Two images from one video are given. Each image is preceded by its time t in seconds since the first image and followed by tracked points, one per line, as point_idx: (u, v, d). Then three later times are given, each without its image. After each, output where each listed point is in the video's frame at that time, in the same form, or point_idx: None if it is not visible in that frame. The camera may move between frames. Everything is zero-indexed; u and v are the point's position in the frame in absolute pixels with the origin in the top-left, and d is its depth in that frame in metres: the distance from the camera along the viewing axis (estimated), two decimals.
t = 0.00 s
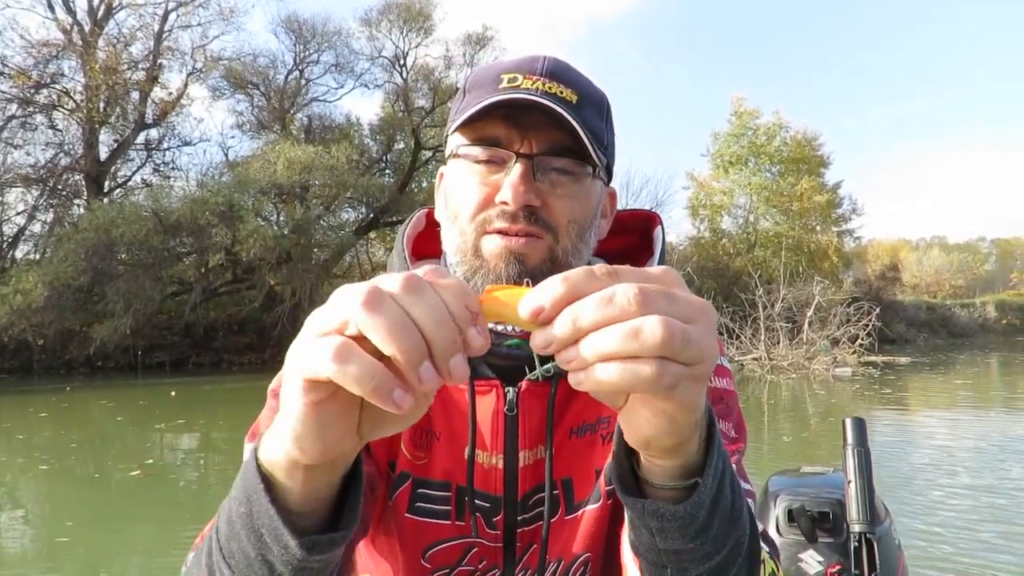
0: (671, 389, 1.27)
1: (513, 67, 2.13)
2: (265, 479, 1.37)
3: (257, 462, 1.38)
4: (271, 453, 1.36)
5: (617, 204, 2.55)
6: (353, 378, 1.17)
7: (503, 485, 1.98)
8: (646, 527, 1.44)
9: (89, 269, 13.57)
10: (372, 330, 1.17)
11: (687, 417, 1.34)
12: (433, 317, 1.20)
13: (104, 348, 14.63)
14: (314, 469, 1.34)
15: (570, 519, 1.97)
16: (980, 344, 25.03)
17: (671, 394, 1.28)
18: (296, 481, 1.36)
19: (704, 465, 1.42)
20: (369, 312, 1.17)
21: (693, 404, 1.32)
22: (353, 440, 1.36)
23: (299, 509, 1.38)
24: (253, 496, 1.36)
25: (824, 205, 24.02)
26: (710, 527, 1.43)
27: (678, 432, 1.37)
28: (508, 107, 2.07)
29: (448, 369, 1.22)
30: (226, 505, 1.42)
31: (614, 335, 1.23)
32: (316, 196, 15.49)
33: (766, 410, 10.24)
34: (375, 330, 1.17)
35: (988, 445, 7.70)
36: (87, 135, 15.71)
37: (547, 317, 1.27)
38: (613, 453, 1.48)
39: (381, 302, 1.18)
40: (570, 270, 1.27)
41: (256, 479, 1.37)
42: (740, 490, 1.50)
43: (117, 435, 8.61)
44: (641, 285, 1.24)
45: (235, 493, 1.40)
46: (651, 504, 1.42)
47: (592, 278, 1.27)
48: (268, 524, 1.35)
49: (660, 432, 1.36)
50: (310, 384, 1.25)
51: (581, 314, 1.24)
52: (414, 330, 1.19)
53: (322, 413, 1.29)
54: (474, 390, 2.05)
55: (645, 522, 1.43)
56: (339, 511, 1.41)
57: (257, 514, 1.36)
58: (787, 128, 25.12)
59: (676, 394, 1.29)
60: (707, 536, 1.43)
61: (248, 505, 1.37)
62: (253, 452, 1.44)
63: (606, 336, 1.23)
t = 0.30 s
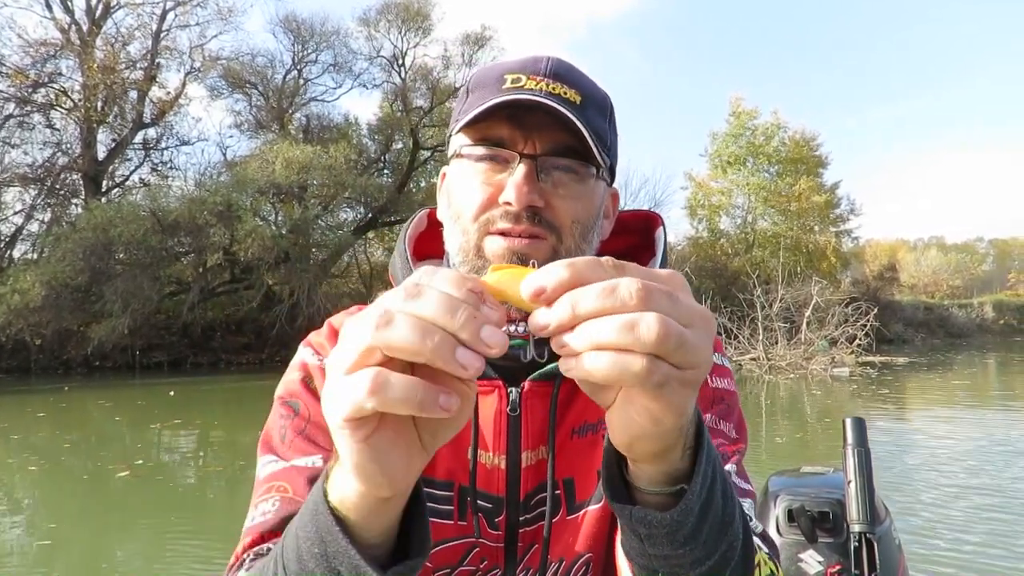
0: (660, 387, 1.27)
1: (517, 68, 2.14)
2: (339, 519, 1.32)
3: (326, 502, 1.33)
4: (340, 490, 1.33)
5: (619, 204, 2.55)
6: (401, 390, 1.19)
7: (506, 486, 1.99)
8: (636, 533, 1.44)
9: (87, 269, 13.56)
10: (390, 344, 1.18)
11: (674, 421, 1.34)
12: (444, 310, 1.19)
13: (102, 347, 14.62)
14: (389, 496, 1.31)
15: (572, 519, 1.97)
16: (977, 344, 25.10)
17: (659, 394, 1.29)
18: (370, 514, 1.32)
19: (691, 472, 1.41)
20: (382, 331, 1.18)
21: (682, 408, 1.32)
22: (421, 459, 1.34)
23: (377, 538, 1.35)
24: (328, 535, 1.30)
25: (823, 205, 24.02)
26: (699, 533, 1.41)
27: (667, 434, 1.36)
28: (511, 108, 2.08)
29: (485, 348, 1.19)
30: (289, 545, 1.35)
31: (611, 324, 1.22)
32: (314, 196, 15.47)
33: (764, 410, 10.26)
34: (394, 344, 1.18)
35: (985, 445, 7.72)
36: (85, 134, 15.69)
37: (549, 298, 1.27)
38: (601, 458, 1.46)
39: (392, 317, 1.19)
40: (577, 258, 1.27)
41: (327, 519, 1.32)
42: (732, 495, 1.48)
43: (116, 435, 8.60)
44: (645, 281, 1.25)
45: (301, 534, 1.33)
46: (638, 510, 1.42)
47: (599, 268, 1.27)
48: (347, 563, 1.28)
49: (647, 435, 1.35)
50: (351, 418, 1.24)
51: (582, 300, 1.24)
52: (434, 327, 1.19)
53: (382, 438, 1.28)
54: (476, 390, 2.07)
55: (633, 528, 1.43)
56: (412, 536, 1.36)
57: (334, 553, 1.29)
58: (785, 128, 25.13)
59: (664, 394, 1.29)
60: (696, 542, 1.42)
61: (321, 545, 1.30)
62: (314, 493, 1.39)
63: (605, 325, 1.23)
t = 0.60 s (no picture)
0: (636, 397, 1.27)
1: (518, 69, 2.14)
2: (401, 539, 1.31)
3: (386, 523, 1.32)
4: (396, 513, 1.32)
5: (619, 205, 2.55)
6: (438, 400, 1.17)
7: (507, 487, 2.00)
8: (618, 542, 1.43)
9: (85, 269, 13.53)
10: (407, 364, 1.17)
11: (653, 431, 1.33)
12: (448, 311, 1.18)
13: (99, 348, 14.62)
14: (450, 505, 1.30)
15: (573, 519, 1.98)
16: (974, 344, 25.15)
17: (635, 404, 1.28)
18: (434, 526, 1.32)
19: (670, 479, 1.40)
20: (396, 355, 1.17)
21: (659, 420, 1.31)
22: (470, 459, 1.35)
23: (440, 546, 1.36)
24: (390, 554, 1.29)
25: (821, 206, 24.04)
26: (682, 539, 1.40)
27: (645, 444, 1.35)
28: (513, 109, 2.08)
29: (499, 331, 1.17)
30: (341, 564, 1.34)
31: (596, 330, 1.21)
32: (312, 196, 15.45)
33: (762, 409, 10.27)
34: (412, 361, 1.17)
35: (983, 445, 7.73)
36: (82, 134, 15.70)
37: (539, 296, 1.26)
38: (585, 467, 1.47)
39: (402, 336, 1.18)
40: (572, 258, 1.25)
41: (389, 542, 1.30)
42: (717, 500, 1.47)
43: (113, 436, 8.59)
44: (633, 289, 1.23)
45: (359, 553, 1.31)
46: (618, 519, 1.42)
47: (591, 271, 1.26)
48: None
49: (625, 440, 1.34)
50: (389, 449, 1.21)
51: (569, 303, 1.22)
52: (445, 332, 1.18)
53: (427, 455, 1.27)
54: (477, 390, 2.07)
55: (614, 537, 1.43)
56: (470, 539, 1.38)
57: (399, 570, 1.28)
58: (784, 128, 25.14)
59: (640, 405, 1.28)
60: (680, 549, 1.40)
61: (383, 563, 1.29)
62: (362, 512, 1.38)
63: (590, 329, 1.21)
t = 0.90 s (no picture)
0: (618, 408, 1.25)
1: (520, 69, 2.13)
2: (431, 546, 1.31)
3: (414, 531, 1.32)
4: (425, 519, 1.32)
5: (621, 205, 2.55)
6: (452, 400, 1.16)
7: (510, 487, 2.00)
8: (603, 546, 1.41)
9: (82, 270, 13.51)
10: (415, 371, 1.17)
11: (636, 440, 1.31)
12: (447, 311, 1.17)
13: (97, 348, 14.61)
14: (479, 506, 1.29)
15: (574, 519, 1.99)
16: (972, 344, 25.19)
17: (614, 414, 1.27)
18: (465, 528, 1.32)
19: (658, 485, 1.38)
20: (401, 366, 1.17)
21: (639, 432, 1.30)
22: (494, 458, 1.35)
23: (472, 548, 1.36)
24: (419, 560, 1.29)
25: (818, 206, 24.07)
26: (672, 545, 1.38)
27: (627, 452, 1.34)
28: (515, 108, 2.07)
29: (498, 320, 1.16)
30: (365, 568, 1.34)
31: (579, 338, 1.20)
32: (311, 197, 15.43)
33: (760, 409, 10.29)
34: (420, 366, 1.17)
35: (982, 445, 7.74)
36: (80, 134, 15.67)
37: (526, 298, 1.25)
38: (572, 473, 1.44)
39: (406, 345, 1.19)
40: (561, 264, 1.25)
41: (417, 549, 1.30)
42: (707, 507, 1.44)
43: (111, 437, 8.58)
44: (620, 299, 1.21)
45: (384, 558, 1.32)
46: (605, 526, 1.39)
47: (580, 279, 1.26)
48: None
49: (610, 448, 1.32)
50: (409, 458, 1.22)
51: (554, 310, 1.21)
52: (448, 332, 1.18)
53: (450, 458, 1.27)
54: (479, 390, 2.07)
55: (600, 543, 1.40)
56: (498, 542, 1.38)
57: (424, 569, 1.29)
58: (781, 128, 25.17)
59: (620, 417, 1.27)
60: (668, 556, 1.38)
61: (411, 564, 1.29)
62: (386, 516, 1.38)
63: (573, 338, 1.20)
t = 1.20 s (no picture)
0: (646, 409, 1.26)
1: (521, 69, 2.13)
2: (435, 549, 1.31)
3: (418, 534, 1.32)
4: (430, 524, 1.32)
5: (621, 205, 2.55)
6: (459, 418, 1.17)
7: (511, 486, 1.99)
8: (628, 547, 1.42)
9: (80, 270, 13.48)
10: (418, 389, 1.17)
11: (664, 442, 1.33)
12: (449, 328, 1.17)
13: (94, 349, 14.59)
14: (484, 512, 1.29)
15: (576, 519, 2.00)
16: (969, 344, 25.23)
17: (645, 415, 1.28)
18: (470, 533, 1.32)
19: (682, 484, 1.39)
20: (405, 384, 1.17)
21: (669, 430, 1.31)
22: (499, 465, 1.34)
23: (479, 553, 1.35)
24: (423, 564, 1.29)
25: (816, 206, 24.10)
26: (693, 544, 1.39)
27: (655, 453, 1.35)
28: (516, 109, 2.07)
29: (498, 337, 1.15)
30: (369, 568, 1.34)
31: (604, 343, 1.21)
32: (308, 197, 15.40)
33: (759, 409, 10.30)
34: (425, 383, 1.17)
35: (980, 445, 7.75)
36: (78, 135, 15.63)
37: (542, 310, 1.26)
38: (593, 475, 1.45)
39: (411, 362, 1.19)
40: (572, 268, 1.26)
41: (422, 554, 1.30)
42: (726, 504, 1.46)
43: (109, 437, 8.56)
44: (641, 298, 1.23)
45: (387, 556, 1.31)
46: (630, 526, 1.40)
47: (597, 281, 1.27)
48: None
49: (637, 449, 1.34)
50: (415, 473, 1.21)
51: (575, 314, 1.22)
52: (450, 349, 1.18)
53: (455, 466, 1.26)
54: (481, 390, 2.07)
55: (624, 543, 1.41)
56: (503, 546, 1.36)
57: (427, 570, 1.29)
58: (779, 129, 25.19)
59: (652, 416, 1.28)
60: (690, 552, 1.39)
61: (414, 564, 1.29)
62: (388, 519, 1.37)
63: (597, 343, 1.21)
